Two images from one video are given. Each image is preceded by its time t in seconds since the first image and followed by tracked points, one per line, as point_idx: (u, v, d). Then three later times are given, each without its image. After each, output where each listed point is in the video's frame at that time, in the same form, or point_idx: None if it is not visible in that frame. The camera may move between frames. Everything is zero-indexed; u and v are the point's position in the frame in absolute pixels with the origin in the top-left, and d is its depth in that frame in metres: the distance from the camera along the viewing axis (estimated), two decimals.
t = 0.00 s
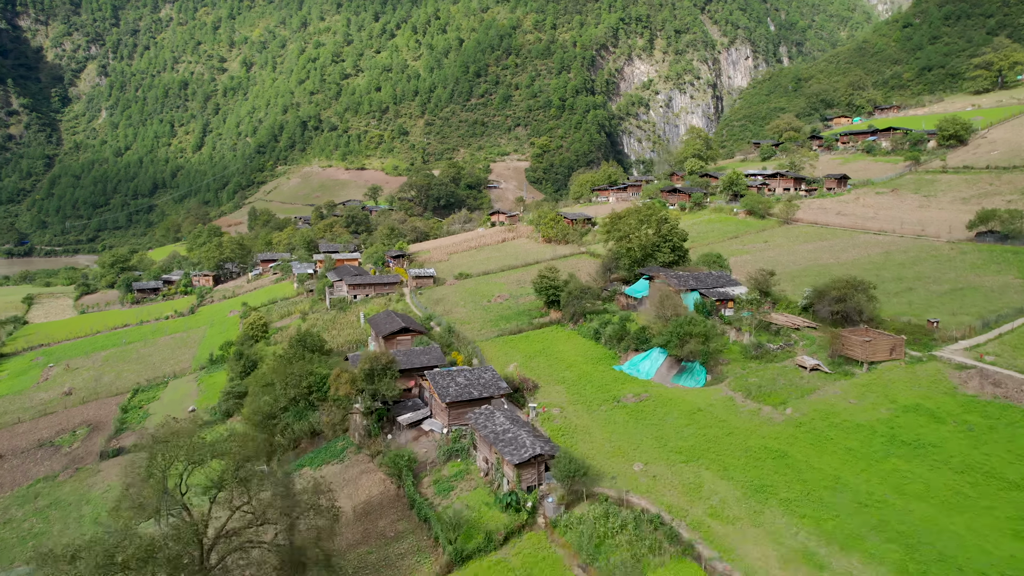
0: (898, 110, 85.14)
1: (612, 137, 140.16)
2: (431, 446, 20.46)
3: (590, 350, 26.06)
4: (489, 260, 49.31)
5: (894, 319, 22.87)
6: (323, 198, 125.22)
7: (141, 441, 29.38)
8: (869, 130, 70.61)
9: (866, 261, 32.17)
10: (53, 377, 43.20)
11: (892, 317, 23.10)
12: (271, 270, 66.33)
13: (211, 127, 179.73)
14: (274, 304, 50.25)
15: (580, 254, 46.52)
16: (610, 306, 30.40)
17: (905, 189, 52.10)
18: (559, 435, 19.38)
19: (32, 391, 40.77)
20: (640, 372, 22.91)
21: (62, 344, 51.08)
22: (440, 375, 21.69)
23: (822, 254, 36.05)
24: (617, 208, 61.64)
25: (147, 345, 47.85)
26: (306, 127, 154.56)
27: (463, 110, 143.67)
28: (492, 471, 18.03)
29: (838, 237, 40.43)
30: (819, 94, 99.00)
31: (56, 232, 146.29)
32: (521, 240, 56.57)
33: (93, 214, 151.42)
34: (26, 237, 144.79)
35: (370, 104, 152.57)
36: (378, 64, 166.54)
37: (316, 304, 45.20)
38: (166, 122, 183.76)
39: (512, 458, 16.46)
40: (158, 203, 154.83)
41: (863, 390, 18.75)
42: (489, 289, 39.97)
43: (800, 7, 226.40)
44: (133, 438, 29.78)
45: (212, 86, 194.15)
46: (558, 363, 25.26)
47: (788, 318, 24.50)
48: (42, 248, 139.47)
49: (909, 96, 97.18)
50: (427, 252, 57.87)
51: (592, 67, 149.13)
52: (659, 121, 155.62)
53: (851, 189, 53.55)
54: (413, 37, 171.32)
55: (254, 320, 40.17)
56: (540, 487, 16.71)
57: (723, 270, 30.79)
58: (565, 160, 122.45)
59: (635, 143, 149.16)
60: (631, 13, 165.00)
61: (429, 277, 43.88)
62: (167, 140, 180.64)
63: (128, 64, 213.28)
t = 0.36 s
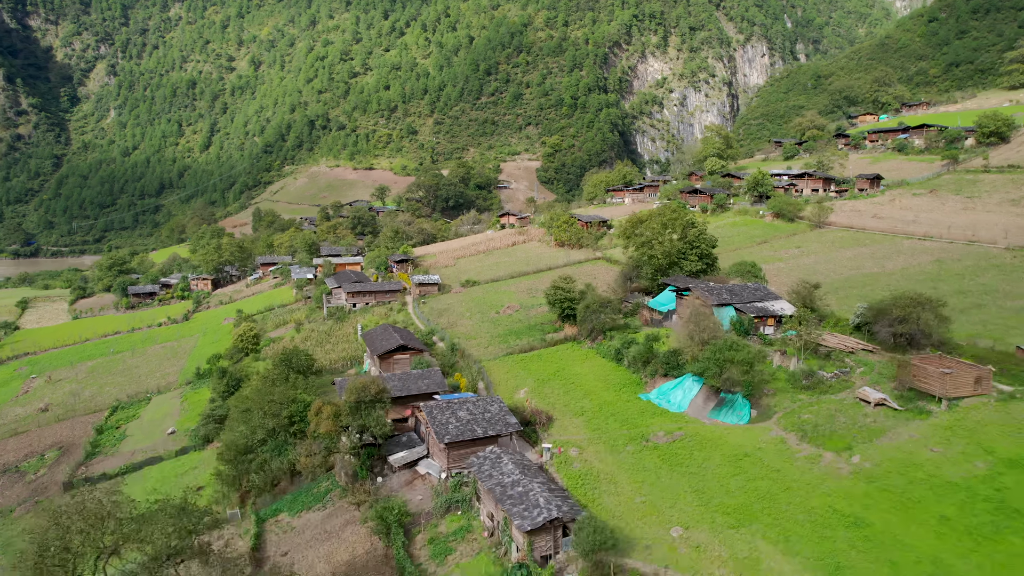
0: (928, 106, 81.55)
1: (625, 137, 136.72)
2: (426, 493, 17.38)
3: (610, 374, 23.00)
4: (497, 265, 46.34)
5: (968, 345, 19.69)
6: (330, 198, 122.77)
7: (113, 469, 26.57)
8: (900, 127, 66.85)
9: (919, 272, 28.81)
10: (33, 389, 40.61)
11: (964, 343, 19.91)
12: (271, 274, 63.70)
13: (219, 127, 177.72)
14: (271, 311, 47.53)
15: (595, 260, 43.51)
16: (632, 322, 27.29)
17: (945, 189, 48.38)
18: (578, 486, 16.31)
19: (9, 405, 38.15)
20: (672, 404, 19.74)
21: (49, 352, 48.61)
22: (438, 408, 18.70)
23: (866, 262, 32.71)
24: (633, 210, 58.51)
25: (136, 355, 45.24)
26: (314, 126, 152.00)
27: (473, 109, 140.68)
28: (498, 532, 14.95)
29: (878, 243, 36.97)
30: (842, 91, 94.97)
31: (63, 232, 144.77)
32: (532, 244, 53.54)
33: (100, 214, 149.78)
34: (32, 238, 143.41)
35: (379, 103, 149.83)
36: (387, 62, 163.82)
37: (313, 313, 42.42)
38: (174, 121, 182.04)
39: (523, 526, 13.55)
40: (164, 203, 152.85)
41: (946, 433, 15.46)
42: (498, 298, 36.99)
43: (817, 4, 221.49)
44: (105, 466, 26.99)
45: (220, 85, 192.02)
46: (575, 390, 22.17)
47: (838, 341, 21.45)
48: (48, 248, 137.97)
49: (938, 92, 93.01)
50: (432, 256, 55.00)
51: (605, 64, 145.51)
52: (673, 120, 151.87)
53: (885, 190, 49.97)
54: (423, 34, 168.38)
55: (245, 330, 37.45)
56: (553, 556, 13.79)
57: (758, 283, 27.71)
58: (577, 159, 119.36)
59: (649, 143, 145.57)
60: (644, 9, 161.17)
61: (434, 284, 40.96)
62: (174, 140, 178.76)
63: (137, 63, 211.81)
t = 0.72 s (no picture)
0: (960, 103, 77.70)
1: (639, 136, 133.14)
2: (418, 562, 14.29)
3: (637, 406, 19.85)
4: (507, 272, 43.38)
5: None
6: (337, 199, 120.15)
7: (75, 504, 23.69)
8: (934, 124, 63.09)
9: (985, 285, 25.42)
10: (10, 404, 37.92)
11: None
12: (271, 278, 60.98)
13: (227, 126, 175.59)
14: (266, 319, 44.73)
15: (612, 267, 40.39)
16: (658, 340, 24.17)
17: (991, 190, 44.71)
18: (604, 560, 13.21)
19: None
20: (713, 448, 16.70)
21: (33, 362, 46.04)
22: (433, 454, 15.60)
23: (919, 272, 29.33)
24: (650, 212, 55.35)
25: (123, 366, 42.56)
26: (322, 125, 149.39)
27: (484, 108, 137.68)
28: None
29: (926, 249, 33.46)
30: (868, 88, 90.91)
31: (70, 233, 143.08)
32: (544, 248, 50.48)
33: (107, 214, 147.97)
34: (40, 238, 141.83)
35: (388, 101, 147.05)
36: (396, 60, 160.91)
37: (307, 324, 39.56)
38: (182, 121, 180.13)
39: None
40: (172, 203, 150.78)
41: None
42: (508, 310, 33.95)
43: None
44: (68, 500, 24.13)
45: (229, 84, 189.79)
46: (596, 426, 19.04)
47: (909, 368, 18.34)
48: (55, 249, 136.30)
49: (969, 88, 88.80)
50: (438, 260, 52.13)
51: (618, 62, 141.75)
52: (688, 119, 148.17)
53: (924, 191, 46.29)
54: (433, 32, 165.38)
55: (234, 342, 34.70)
56: None
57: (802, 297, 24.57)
58: (589, 159, 116.28)
59: (663, 142, 141.88)
60: (659, 6, 157.18)
61: (438, 292, 37.99)
62: (182, 140, 176.71)
63: (146, 63, 210.17)
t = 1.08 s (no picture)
0: (996, 99, 73.65)
1: (654, 135, 129.43)
2: None
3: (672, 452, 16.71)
4: (518, 280, 40.36)
5: None
6: (345, 199, 117.52)
7: (26, 549, 20.83)
8: (973, 120, 59.30)
9: None
10: None
11: None
12: (271, 283, 58.23)
13: (236, 125, 173.34)
14: (260, 329, 41.98)
15: (632, 276, 37.26)
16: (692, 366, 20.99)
17: None
18: None
19: None
20: (770, 512, 13.55)
21: (15, 372, 43.48)
22: (426, 524, 12.50)
23: (985, 284, 25.95)
24: (671, 215, 52.01)
25: (108, 379, 39.89)
26: (331, 124, 146.76)
27: (495, 107, 134.58)
28: None
29: (985, 258, 30.05)
30: (896, 84, 86.78)
31: (77, 233, 141.41)
32: (558, 253, 47.42)
33: (115, 215, 146.15)
34: (47, 239, 140.25)
35: (397, 100, 144.19)
36: (406, 58, 157.88)
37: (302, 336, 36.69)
38: (191, 121, 178.08)
39: None
40: (179, 203, 148.62)
41: None
42: (520, 323, 30.93)
43: None
44: (19, 542, 21.30)
45: (238, 83, 187.52)
46: (625, 477, 15.94)
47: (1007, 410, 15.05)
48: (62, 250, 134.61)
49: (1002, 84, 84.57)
50: (446, 265, 49.20)
51: (633, 59, 138.01)
52: (704, 117, 144.17)
53: (970, 192, 42.70)
54: (443, 30, 162.20)
55: (220, 357, 31.87)
56: None
57: (858, 317, 21.35)
58: (603, 158, 113.10)
59: (678, 141, 138.02)
60: (674, 2, 153.17)
61: (443, 302, 35.00)
62: (191, 139, 174.41)
63: (156, 62, 208.45)
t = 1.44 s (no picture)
0: None
1: (669, 134, 125.68)
2: None
3: (723, 519, 13.59)
4: (530, 289, 37.33)
5: None
6: (353, 200, 114.95)
7: None
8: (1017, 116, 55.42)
9: None
10: None
11: None
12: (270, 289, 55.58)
13: (244, 125, 171.04)
14: (251, 341, 39.20)
15: (654, 285, 34.11)
16: (735, 400, 17.87)
17: None
18: None
19: None
20: None
21: None
22: None
23: None
24: (694, 218, 48.62)
25: (88, 394, 37.14)
26: (339, 124, 144.23)
27: (506, 106, 131.45)
28: None
29: None
30: (926, 79, 82.73)
31: (85, 234, 139.76)
32: (572, 259, 44.34)
33: (123, 215, 144.27)
34: (54, 240, 138.61)
35: (407, 99, 141.44)
36: (416, 57, 154.79)
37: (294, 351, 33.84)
38: (199, 120, 175.93)
39: None
40: (187, 203, 146.40)
41: None
42: (532, 339, 27.88)
43: None
44: None
45: (247, 83, 185.20)
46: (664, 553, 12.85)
47: None
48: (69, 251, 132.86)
49: None
50: (453, 271, 46.25)
51: (647, 57, 134.28)
52: (721, 116, 140.29)
53: None
54: (454, 28, 158.99)
55: (201, 374, 28.98)
56: None
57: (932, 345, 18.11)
58: (617, 158, 109.88)
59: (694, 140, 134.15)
60: None
61: (449, 314, 32.03)
62: (199, 139, 172.21)
63: (166, 62, 206.67)
